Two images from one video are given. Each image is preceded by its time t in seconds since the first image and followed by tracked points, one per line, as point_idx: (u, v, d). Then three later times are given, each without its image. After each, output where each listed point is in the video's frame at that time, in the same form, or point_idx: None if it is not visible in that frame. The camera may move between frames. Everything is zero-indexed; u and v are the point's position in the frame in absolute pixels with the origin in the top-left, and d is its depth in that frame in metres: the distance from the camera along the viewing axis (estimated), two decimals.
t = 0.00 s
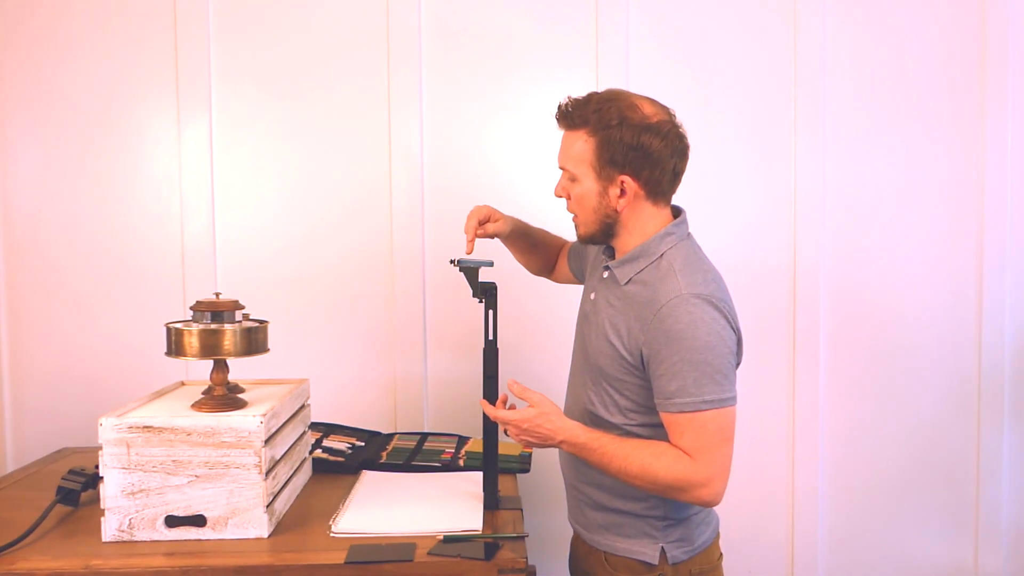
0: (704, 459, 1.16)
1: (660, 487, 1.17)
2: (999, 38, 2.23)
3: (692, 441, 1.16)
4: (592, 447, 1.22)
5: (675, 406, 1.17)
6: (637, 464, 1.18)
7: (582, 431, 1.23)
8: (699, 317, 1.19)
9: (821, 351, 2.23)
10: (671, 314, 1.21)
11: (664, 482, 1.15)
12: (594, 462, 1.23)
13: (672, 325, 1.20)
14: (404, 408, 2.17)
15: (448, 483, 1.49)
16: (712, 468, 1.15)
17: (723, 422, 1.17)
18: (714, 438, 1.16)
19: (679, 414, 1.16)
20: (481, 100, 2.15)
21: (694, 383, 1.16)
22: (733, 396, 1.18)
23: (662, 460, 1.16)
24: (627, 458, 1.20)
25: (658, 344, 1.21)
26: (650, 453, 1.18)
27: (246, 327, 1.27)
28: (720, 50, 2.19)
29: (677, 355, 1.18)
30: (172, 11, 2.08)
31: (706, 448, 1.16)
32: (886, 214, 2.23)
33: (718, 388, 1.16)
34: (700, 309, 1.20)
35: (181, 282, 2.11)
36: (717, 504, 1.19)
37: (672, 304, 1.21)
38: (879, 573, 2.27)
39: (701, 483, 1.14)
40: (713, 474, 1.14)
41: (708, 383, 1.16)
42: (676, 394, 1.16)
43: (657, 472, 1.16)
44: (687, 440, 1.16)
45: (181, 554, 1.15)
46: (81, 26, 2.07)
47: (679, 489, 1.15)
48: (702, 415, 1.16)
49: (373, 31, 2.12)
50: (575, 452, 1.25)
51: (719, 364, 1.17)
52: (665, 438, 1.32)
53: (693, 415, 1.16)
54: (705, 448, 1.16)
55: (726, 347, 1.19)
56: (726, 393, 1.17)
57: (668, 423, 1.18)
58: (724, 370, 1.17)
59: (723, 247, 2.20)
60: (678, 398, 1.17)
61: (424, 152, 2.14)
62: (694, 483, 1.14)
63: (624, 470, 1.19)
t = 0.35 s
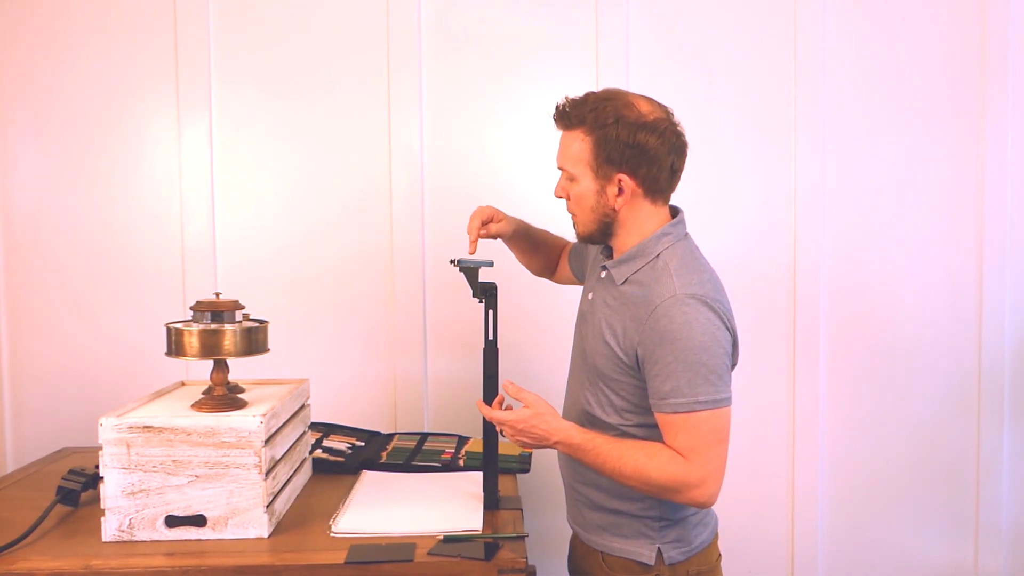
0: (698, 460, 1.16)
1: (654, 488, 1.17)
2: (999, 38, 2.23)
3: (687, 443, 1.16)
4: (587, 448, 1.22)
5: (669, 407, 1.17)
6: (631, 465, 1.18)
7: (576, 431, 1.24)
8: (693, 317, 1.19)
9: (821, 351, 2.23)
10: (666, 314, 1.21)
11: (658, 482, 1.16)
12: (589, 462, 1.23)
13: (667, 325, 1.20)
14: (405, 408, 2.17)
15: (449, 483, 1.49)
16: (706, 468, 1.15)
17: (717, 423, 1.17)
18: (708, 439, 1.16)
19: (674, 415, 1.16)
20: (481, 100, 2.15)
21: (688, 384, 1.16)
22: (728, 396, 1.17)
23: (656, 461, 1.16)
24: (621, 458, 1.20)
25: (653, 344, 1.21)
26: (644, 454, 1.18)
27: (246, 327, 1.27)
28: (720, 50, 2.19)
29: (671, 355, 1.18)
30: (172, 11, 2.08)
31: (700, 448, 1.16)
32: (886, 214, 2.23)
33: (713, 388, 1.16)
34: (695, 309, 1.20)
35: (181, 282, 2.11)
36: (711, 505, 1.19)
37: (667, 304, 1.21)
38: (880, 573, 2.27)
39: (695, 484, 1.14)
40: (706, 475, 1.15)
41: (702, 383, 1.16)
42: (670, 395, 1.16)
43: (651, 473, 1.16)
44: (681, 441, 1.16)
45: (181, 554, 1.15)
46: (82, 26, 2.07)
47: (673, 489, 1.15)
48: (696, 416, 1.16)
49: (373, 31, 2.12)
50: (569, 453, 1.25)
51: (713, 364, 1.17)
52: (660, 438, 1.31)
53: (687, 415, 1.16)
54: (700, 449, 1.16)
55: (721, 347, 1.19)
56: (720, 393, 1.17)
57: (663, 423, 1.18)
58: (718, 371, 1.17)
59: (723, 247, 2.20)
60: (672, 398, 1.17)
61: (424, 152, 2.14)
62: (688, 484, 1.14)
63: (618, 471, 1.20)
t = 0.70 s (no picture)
0: (696, 459, 1.16)
1: (652, 487, 1.17)
2: (999, 38, 2.23)
3: (685, 442, 1.16)
4: (585, 448, 1.22)
5: (667, 406, 1.16)
6: (628, 464, 1.18)
7: (574, 431, 1.24)
8: (691, 317, 1.19)
9: (820, 351, 2.23)
10: (664, 313, 1.21)
11: (656, 482, 1.15)
12: (587, 462, 1.23)
13: (665, 324, 1.20)
14: (405, 408, 2.17)
15: (449, 483, 1.49)
16: (705, 468, 1.15)
17: (715, 423, 1.16)
18: (706, 439, 1.16)
19: (671, 414, 1.16)
20: (481, 100, 2.15)
21: (686, 383, 1.16)
22: (726, 396, 1.17)
23: (654, 461, 1.16)
24: (619, 458, 1.20)
25: (651, 343, 1.22)
26: (643, 454, 1.18)
27: (246, 327, 1.27)
28: (719, 50, 2.19)
29: (670, 355, 1.18)
30: (172, 11, 2.08)
31: (698, 448, 1.16)
32: (886, 214, 2.23)
33: (711, 388, 1.16)
34: (693, 309, 1.20)
35: (181, 282, 2.12)
36: (708, 505, 1.18)
37: (665, 304, 1.21)
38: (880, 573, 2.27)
39: (693, 484, 1.14)
40: (705, 475, 1.14)
41: (700, 383, 1.16)
42: (668, 394, 1.15)
43: (649, 472, 1.16)
44: (680, 441, 1.16)
45: (181, 554, 1.15)
46: (82, 26, 2.07)
47: (671, 489, 1.15)
48: (694, 415, 1.16)
49: (373, 31, 2.12)
50: (568, 452, 1.25)
51: (712, 364, 1.17)
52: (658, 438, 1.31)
53: (685, 414, 1.16)
54: (698, 449, 1.16)
55: (719, 347, 1.19)
56: (718, 392, 1.17)
57: (661, 423, 1.18)
58: (716, 370, 1.17)
59: (723, 247, 2.20)
60: (670, 397, 1.17)
61: (424, 152, 2.15)
62: (686, 483, 1.14)
63: (616, 470, 1.20)
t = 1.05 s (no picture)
0: (690, 456, 1.15)
1: (646, 484, 1.16)
2: (999, 39, 2.23)
3: (679, 439, 1.15)
4: (581, 445, 1.23)
5: (660, 403, 1.16)
6: (623, 461, 1.18)
7: (569, 427, 1.24)
8: (685, 313, 1.18)
9: (820, 351, 2.23)
10: (658, 310, 1.20)
11: (649, 478, 1.15)
12: (583, 458, 1.24)
13: (659, 321, 1.20)
14: (405, 408, 2.17)
15: (449, 483, 1.49)
16: (698, 465, 1.13)
17: (709, 419, 1.15)
18: (700, 435, 1.15)
19: (665, 411, 1.15)
20: (480, 101, 2.15)
21: (679, 379, 1.15)
22: (721, 393, 1.16)
23: (648, 457, 1.16)
24: (613, 455, 1.19)
25: (645, 340, 1.21)
26: (636, 451, 1.17)
27: (246, 327, 1.27)
28: (719, 50, 2.19)
29: (663, 351, 1.17)
30: (172, 11, 2.08)
31: (692, 444, 1.14)
32: (886, 214, 2.23)
33: (705, 384, 1.15)
34: (687, 305, 1.19)
35: (181, 281, 2.12)
36: (706, 502, 1.17)
37: (659, 301, 1.21)
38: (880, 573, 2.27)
39: (687, 481, 1.13)
40: (698, 471, 1.13)
41: (694, 379, 1.15)
42: (661, 390, 1.15)
43: (642, 469, 1.15)
44: (673, 437, 1.15)
45: (181, 554, 1.15)
46: (81, 26, 2.07)
47: (665, 486, 1.14)
48: (687, 412, 1.15)
49: (373, 31, 2.12)
50: (565, 448, 1.25)
51: (705, 360, 1.17)
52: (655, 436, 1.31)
53: (678, 411, 1.15)
54: (692, 445, 1.14)
55: (713, 344, 1.18)
56: (713, 389, 1.16)
57: (655, 420, 1.17)
58: (710, 367, 1.16)
59: (722, 247, 2.20)
60: (663, 394, 1.16)
61: (424, 153, 2.15)
62: (679, 480, 1.13)
63: (611, 467, 1.19)
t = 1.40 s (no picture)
0: (677, 446, 1.14)
1: (633, 473, 1.16)
2: (999, 39, 2.23)
3: (666, 428, 1.15)
4: (571, 432, 1.23)
5: (650, 393, 1.16)
6: (611, 449, 1.18)
7: (561, 415, 1.24)
8: (676, 305, 1.19)
9: (820, 351, 2.23)
10: (650, 302, 1.21)
11: (636, 467, 1.14)
12: (573, 446, 1.23)
13: (650, 313, 1.20)
14: (405, 408, 2.17)
15: (449, 483, 1.49)
16: (684, 455, 1.13)
17: (696, 410, 1.15)
18: (687, 426, 1.14)
19: (654, 401, 1.15)
20: (481, 101, 2.15)
21: (668, 370, 1.15)
22: (710, 384, 1.16)
23: (635, 446, 1.15)
24: (602, 442, 1.19)
25: (637, 332, 1.22)
26: (624, 439, 1.17)
27: (246, 327, 1.27)
28: (719, 51, 2.19)
29: (654, 342, 1.18)
30: (172, 12, 2.08)
31: (679, 434, 1.14)
32: (886, 214, 2.23)
33: (694, 374, 1.15)
34: (679, 298, 1.19)
35: (181, 281, 2.11)
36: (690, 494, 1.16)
37: (651, 293, 1.21)
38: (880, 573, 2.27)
39: (672, 472, 1.13)
40: (684, 462, 1.13)
41: (683, 369, 1.15)
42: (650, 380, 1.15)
43: (629, 457, 1.15)
44: (661, 427, 1.15)
45: (181, 554, 1.15)
46: (81, 26, 2.07)
47: (651, 475, 1.14)
48: (676, 402, 1.15)
49: (373, 32, 2.12)
50: (556, 437, 1.25)
51: (696, 352, 1.17)
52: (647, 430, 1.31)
53: (667, 401, 1.15)
54: (679, 435, 1.14)
55: (704, 336, 1.18)
56: (702, 380, 1.16)
57: (644, 410, 1.17)
58: (700, 358, 1.16)
59: (722, 247, 2.20)
60: (653, 384, 1.16)
61: (424, 153, 2.15)
62: (664, 470, 1.12)
63: (600, 455, 1.19)
